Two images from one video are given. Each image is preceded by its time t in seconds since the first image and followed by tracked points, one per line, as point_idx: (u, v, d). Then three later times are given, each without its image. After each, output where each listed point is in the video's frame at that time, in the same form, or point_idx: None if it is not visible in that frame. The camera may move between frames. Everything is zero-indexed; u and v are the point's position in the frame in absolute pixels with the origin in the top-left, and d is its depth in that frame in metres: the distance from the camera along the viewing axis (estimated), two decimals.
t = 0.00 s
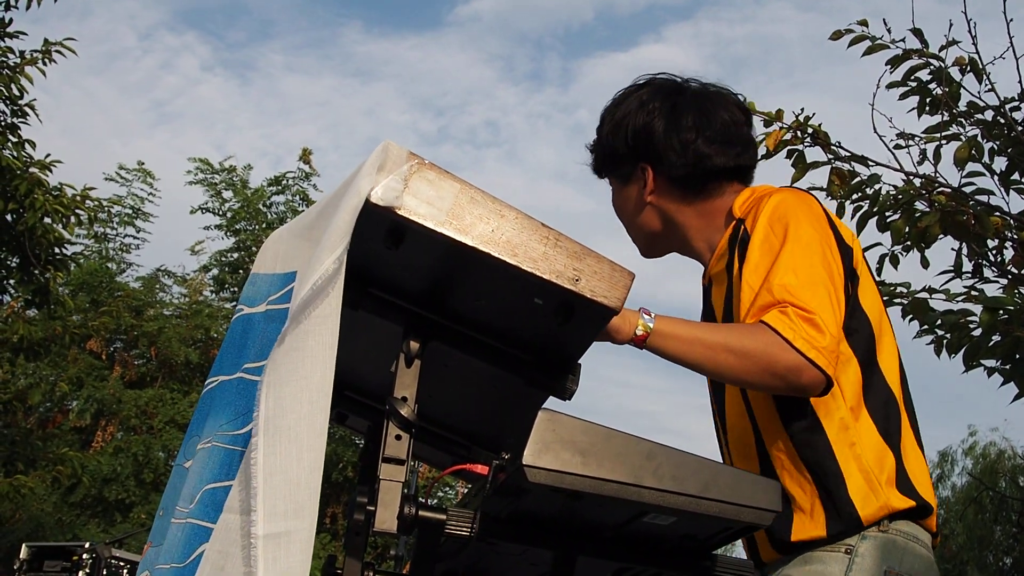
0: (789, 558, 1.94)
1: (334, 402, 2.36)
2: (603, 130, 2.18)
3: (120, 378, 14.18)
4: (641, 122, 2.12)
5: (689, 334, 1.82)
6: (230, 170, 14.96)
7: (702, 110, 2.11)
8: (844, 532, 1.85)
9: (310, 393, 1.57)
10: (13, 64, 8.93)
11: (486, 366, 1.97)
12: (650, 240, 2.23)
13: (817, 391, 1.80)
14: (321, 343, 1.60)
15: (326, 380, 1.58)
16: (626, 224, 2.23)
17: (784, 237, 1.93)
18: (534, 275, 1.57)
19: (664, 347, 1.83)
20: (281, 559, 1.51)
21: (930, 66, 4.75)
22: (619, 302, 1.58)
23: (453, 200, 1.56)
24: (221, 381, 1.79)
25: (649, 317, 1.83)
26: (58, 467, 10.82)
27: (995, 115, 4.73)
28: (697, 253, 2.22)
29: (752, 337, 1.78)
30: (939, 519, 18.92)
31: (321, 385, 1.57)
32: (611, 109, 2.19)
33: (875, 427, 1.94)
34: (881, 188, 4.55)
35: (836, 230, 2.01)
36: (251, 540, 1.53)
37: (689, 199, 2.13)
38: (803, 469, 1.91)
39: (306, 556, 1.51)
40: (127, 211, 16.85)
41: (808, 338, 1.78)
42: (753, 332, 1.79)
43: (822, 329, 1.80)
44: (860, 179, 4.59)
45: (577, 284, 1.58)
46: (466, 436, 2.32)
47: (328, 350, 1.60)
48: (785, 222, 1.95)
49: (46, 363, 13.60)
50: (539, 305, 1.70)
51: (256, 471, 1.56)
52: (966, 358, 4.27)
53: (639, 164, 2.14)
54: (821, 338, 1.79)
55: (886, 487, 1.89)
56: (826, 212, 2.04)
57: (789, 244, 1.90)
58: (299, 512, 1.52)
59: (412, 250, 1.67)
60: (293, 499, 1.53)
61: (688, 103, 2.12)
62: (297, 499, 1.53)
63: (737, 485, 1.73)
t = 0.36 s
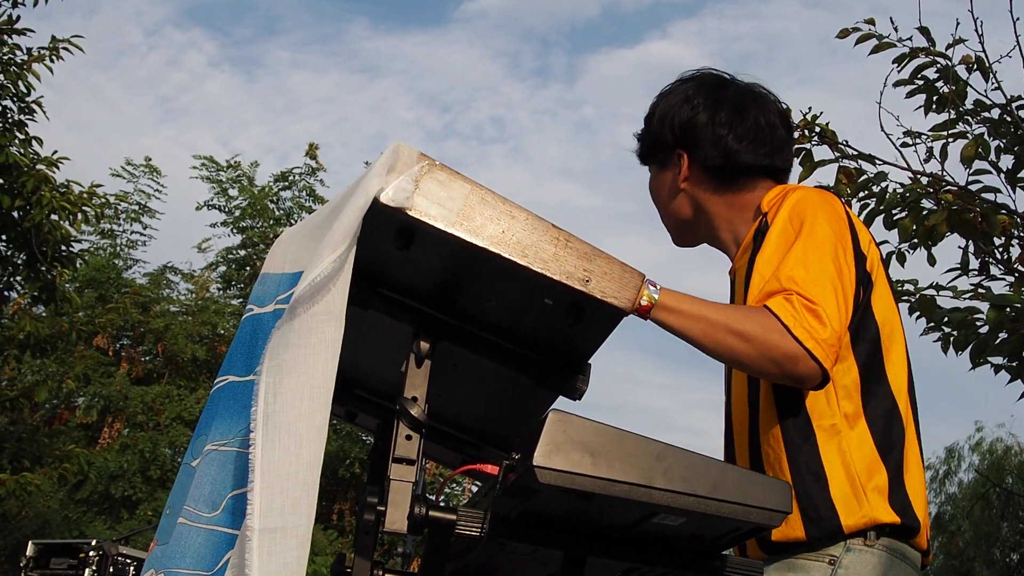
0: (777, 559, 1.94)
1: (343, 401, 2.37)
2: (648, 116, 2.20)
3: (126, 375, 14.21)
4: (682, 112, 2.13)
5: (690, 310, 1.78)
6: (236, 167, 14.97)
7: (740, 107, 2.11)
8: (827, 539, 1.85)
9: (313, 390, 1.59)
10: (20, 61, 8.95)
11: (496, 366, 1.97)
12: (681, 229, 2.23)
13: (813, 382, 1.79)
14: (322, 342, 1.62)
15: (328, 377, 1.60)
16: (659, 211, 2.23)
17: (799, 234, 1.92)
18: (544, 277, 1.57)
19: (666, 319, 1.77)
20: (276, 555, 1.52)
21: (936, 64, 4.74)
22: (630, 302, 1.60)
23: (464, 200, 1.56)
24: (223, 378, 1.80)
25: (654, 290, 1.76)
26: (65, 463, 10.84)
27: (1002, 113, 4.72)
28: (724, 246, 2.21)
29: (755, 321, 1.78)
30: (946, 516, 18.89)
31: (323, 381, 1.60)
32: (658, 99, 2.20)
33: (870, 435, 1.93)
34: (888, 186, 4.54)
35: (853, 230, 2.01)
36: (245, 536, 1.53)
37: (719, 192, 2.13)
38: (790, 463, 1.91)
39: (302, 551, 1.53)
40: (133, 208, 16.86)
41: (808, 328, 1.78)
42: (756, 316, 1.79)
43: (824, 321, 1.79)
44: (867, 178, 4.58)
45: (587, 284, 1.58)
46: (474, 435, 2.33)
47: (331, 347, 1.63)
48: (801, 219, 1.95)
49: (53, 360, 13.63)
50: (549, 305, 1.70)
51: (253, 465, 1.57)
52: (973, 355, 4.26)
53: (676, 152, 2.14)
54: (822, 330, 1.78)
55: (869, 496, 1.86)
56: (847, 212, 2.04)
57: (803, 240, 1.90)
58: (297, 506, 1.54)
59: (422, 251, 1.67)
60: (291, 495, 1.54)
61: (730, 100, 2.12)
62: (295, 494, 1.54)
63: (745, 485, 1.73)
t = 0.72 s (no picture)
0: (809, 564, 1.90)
1: (348, 402, 2.37)
2: (605, 145, 2.18)
3: (130, 375, 14.23)
4: (644, 138, 2.12)
5: (704, 342, 1.84)
6: (240, 168, 14.98)
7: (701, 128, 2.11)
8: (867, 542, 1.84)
9: (308, 386, 1.61)
10: (25, 62, 8.96)
11: (501, 367, 1.98)
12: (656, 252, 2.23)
13: (834, 400, 1.79)
14: (319, 338, 1.64)
15: (325, 375, 1.62)
16: (633, 238, 2.23)
17: (794, 246, 1.92)
18: (550, 278, 1.57)
19: (681, 354, 1.86)
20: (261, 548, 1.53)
21: (939, 65, 4.74)
22: (634, 304, 1.59)
23: (469, 202, 1.56)
24: (229, 376, 1.80)
25: (665, 324, 1.88)
26: (69, 464, 10.87)
27: (1005, 113, 4.71)
28: (705, 264, 2.21)
29: (768, 346, 1.78)
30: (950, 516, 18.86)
31: (319, 378, 1.62)
32: (612, 126, 2.19)
33: (897, 433, 1.93)
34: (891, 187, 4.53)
35: (847, 235, 2.01)
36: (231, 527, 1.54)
37: (694, 213, 2.14)
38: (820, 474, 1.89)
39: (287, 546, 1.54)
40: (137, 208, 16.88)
41: (823, 347, 1.78)
42: (768, 342, 1.79)
43: (837, 338, 1.79)
44: (870, 179, 4.58)
45: (592, 286, 1.58)
46: (481, 435, 2.33)
47: (328, 344, 1.64)
48: (798, 230, 1.95)
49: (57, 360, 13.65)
50: (554, 306, 1.70)
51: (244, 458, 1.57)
52: (976, 356, 4.26)
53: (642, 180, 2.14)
54: (836, 346, 1.78)
55: (909, 496, 1.87)
56: (835, 216, 2.04)
57: (802, 250, 1.90)
58: (286, 502, 1.55)
59: (427, 252, 1.67)
60: (281, 490, 1.56)
61: (688, 121, 2.12)
62: (285, 490, 1.56)
63: (751, 487, 1.73)
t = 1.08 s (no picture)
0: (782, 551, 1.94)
1: (351, 402, 2.36)
2: (664, 99, 2.20)
3: (134, 375, 14.25)
4: (701, 95, 2.12)
5: (701, 315, 1.79)
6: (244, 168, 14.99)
7: (760, 95, 2.11)
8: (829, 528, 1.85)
9: (303, 380, 1.60)
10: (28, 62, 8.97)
11: (507, 368, 1.98)
12: (689, 212, 2.23)
13: (830, 377, 1.79)
14: (317, 330, 1.64)
15: (320, 368, 1.61)
16: (669, 194, 2.23)
17: (810, 226, 1.92)
18: (554, 278, 1.57)
19: (676, 326, 1.78)
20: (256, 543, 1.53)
21: (943, 65, 4.73)
22: (639, 305, 1.59)
23: (475, 202, 1.56)
24: (233, 368, 1.81)
25: (664, 297, 1.76)
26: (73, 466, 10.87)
27: (1008, 114, 4.71)
28: (731, 231, 2.20)
29: (768, 320, 1.78)
30: (953, 517, 18.84)
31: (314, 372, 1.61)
32: (676, 81, 2.20)
33: (876, 425, 1.92)
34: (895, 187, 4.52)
35: (866, 225, 2.01)
36: (229, 521, 1.55)
37: (732, 176, 2.13)
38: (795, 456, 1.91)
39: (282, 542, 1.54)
40: (140, 208, 16.88)
41: (821, 325, 1.78)
42: (767, 314, 1.79)
43: (836, 317, 1.79)
44: (874, 179, 4.57)
45: (597, 286, 1.58)
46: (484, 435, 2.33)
47: (324, 338, 1.63)
48: (813, 213, 1.95)
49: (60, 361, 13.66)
50: (559, 306, 1.69)
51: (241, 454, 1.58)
52: (979, 356, 4.26)
53: (690, 135, 2.14)
54: (834, 324, 1.78)
55: (879, 490, 1.86)
56: (861, 206, 2.03)
57: (814, 232, 1.90)
58: (281, 496, 1.55)
59: (432, 252, 1.67)
60: (274, 485, 1.55)
61: (748, 87, 2.12)
62: (278, 485, 1.55)
63: (754, 488, 1.73)
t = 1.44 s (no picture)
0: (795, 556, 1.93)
1: (349, 402, 2.36)
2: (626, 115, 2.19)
3: (132, 375, 14.24)
4: (664, 108, 2.12)
5: (694, 329, 1.81)
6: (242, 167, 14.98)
7: (723, 101, 2.11)
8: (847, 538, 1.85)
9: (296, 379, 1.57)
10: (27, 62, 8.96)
11: (504, 368, 1.98)
12: (670, 227, 2.23)
13: (827, 393, 1.79)
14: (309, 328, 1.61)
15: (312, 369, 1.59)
16: (646, 210, 2.23)
17: (798, 237, 1.92)
18: (553, 279, 1.57)
19: (671, 339, 1.82)
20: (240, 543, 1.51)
21: (941, 66, 4.73)
22: (637, 305, 1.58)
23: (472, 203, 1.56)
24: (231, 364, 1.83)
25: (660, 311, 1.82)
26: (71, 466, 10.85)
27: (1006, 115, 4.71)
28: (716, 242, 2.21)
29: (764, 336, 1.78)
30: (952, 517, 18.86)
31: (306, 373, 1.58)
32: (635, 96, 2.20)
33: (884, 430, 1.93)
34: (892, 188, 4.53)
35: (853, 227, 2.01)
36: (229, 520, 1.52)
37: (707, 187, 2.13)
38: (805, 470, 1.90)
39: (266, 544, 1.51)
40: (138, 208, 16.87)
41: (817, 340, 1.78)
42: (763, 331, 1.79)
43: (832, 332, 1.79)
44: (872, 180, 4.57)
45: (596, 287, 1.58)
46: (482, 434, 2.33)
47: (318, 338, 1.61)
48: (801, 221, 1.94)
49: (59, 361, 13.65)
50: (557, 307, 1.70)
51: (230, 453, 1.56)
52: (977, 356, 4.26)
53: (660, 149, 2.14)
54: (830, 340, 1.78)
55: (891, 494, 1.87)
56: (844, 208, 2.04)
57: (802, 243, 1.90)
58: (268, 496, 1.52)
59: (431, 252, 1.67)
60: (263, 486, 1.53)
61: (711, 95, 2.12)
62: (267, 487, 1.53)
63: (753, 487, 1.73)
